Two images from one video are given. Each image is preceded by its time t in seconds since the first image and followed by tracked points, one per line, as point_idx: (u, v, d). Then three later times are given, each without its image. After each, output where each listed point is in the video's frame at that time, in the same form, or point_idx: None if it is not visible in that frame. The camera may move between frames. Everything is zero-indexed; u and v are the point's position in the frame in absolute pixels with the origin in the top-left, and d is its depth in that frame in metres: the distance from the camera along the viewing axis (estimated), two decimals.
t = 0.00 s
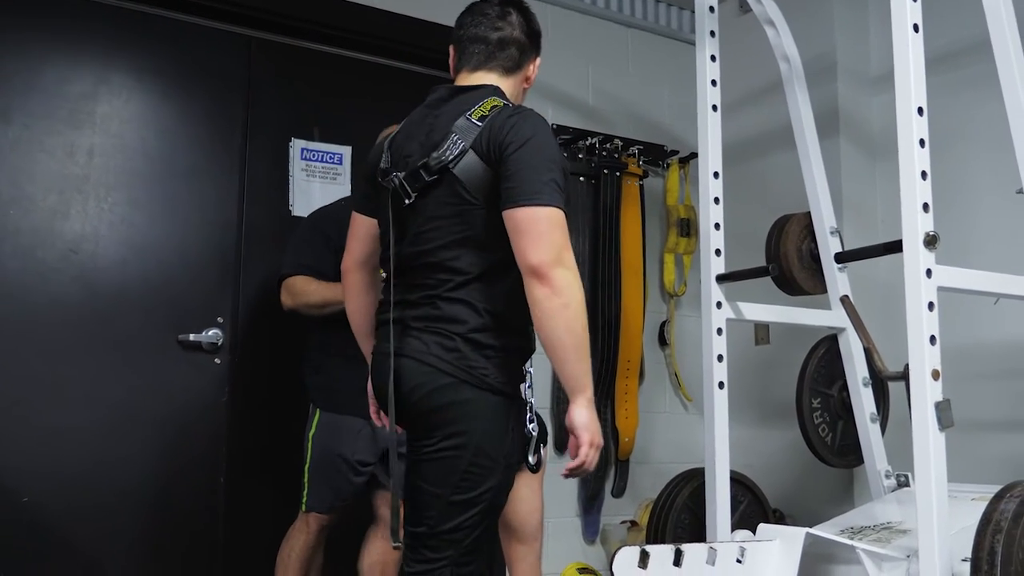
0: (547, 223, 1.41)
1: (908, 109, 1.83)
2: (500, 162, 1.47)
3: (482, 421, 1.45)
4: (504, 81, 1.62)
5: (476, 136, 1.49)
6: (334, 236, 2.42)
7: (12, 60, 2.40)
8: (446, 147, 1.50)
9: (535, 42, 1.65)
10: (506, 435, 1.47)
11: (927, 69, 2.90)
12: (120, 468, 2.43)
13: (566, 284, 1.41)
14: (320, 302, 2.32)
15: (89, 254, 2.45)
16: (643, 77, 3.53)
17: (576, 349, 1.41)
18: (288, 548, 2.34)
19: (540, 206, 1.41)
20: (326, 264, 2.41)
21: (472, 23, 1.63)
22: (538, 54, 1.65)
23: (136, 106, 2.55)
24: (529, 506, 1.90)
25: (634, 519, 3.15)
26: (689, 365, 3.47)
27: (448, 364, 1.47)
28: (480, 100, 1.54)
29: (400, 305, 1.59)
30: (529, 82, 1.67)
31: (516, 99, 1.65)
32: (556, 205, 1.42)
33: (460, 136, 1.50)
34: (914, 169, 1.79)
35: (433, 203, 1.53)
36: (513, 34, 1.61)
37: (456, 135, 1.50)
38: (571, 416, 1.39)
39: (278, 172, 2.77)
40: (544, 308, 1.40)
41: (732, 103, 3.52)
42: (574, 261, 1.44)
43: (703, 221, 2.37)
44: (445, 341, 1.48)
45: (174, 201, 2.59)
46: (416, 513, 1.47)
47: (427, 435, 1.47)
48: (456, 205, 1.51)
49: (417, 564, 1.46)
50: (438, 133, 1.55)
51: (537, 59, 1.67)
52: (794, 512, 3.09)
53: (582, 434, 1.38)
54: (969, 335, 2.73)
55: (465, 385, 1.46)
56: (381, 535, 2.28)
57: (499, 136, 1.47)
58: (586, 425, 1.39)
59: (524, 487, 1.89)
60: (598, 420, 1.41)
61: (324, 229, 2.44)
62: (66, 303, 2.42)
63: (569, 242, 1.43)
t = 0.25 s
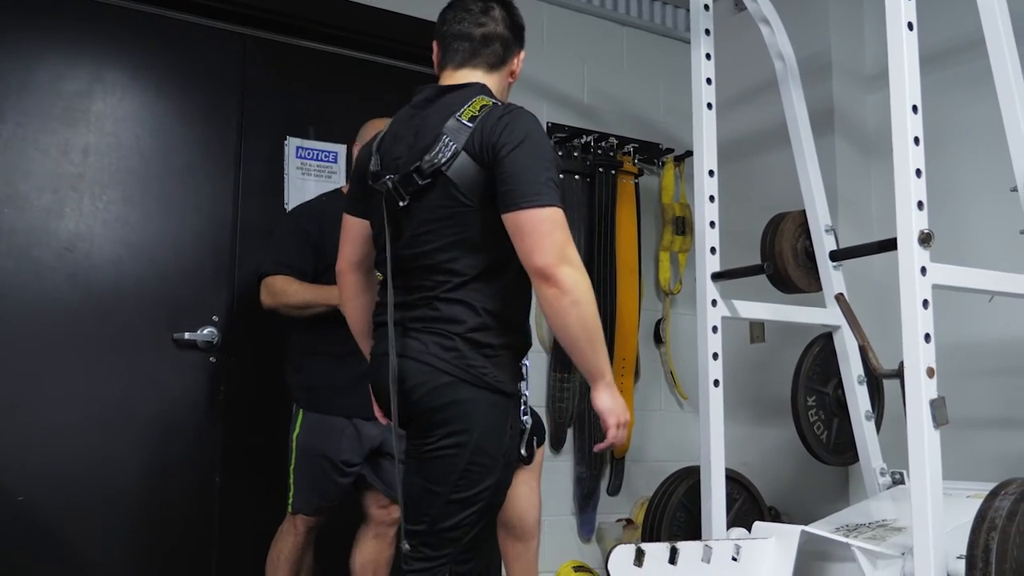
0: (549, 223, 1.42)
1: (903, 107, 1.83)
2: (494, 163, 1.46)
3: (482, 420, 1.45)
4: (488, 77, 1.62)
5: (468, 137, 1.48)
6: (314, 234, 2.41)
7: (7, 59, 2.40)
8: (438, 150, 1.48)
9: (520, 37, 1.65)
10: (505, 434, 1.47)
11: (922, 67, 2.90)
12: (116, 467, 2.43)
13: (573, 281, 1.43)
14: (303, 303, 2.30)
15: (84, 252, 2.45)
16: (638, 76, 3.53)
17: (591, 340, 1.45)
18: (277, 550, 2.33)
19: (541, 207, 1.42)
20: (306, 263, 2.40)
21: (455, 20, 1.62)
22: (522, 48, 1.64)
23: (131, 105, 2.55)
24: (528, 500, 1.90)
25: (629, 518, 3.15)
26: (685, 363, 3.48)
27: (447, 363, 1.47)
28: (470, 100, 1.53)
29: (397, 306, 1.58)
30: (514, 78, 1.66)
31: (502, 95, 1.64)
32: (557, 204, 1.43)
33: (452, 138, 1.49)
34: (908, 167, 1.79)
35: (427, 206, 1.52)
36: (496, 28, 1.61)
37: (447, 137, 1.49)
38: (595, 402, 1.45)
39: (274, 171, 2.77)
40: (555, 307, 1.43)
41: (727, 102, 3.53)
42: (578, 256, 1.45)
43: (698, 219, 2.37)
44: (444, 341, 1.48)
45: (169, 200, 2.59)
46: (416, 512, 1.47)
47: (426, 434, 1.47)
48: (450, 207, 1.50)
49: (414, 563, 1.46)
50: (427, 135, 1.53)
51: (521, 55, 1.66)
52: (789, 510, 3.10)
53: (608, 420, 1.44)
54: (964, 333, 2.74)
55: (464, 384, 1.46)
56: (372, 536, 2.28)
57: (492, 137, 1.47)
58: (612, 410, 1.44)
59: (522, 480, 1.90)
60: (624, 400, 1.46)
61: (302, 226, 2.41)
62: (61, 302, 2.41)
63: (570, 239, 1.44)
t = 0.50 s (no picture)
0: (548, 223, 1.42)
1: (900, 106, 1.83)
2: (493, 164, 1.47)
3: (480, 420, 1.45)
4: (479, 78, 1.62)
5: (466, 139, 1.49)
6: (292, 232, 2.40)
7: (5, 59, 2.40)
8: (437, 152, 1.49)
9: (507, 32, 1.64)
10: (502, 433, 1.48)
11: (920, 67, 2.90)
12: (114, 468, 2.43)
13: (570, 281, 1.44)
14: (278, 301, 2.30)
15: (81, 252, 2.45)
16: (636, 76, 3.54)
17: (584, 342, 1.45)
18: (266, 552, 2.32)
19: (540, 207, 1.42)
20: (285, 261, 2.39)
21: (442, 20, 1.62)
22: (511, 43, 1.63)
23: (129, 105, 2.55)
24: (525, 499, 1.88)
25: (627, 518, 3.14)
26: (683, 364, 3.48)
27: (444, 363, 1.47)
28: (467, 100, 1.53)
29: (393, 307, 1.58)
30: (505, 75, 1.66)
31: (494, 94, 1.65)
32: (555, 203, 1.44)
33: (449, 139, 1.49)
34: (905, 166, 1.79)
35: (425, 208, 1.52)
36: (483, 26, 1.60)
37: (445, 138, 1.49)
38: (587, 404, 1.46)
39: (271, 171, 2.77)
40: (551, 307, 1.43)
41: (725, 102, 3.53)
42: (574, 256, 1.45)
43: (696, 218, 2.37)
44: (441, 342, 1.49)
45: (167, 201, 2.59)
46: (414, 513, 1.46)
47: (423, 435, 1.47)
48: (448, 208, 1.50)
49: (412, 563, 1.45)
50: (424, 137, 1.53)
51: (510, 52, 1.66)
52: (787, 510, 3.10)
53: (599, 422, 1.45)
54: (961, 332, 2.74)
55: (461, 384, 1.46)
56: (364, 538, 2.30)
57: (490, 138, 1.47)
58: (603, 412, 1.45)
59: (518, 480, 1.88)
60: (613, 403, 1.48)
61: (278, 223, 2.40)
62: (59, 302, 2.41)
63: (568, 240, 1.45)
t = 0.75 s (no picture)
0: (537, 225, 1.42)
1: (897, 107, 1.83)
2: (485, 166, 1.47)
3: (472, 421, 1.45)
4: (477, 82, 1.62)
5: (459, 141, 1.49)
6: (271, 230, 2.37)
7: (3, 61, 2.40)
8: (430, 154, 1.50)
9: (506, 35, 1.65)
10: (494, 434, 1.48)
11: (917, 68, 2.91)
12: (111, 470, 2.43)
13: (557, 285, 1.42)
14: (260, 303, 2.26)
15: (79, 255, 2.45)
16: (634, 78, 3.54)
17: (568, 349, 1.43)
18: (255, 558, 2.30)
19: (529, 209, 1.42)
20: (266, 260, 2.36)
21: (440, 23, 1.62)
22: (509, 47, 1.64)
23: (126, 107, 2.55)
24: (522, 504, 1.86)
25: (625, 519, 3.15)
26: (681, 365, 3.48)
27: (434, 365, 1.47)
28: (462, 104, 1.54)
29: (385, 309, 1.58)
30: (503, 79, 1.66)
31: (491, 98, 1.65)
32: (545, 207, 1.43)
33: (443, 141, 1.50)
34: (903, 167, 1.79)
35: (418, 209, 1.53)
36: (482, 30, 1.60)
37: (438, 140, 1.50)
38: (569, 413, 1.42)
39: (269, 173, 2.77)
40: (537, 310, 1.41)
41: (723, 104, 3.54)
42: (563, 262, 1.45)
43: (694, 220, 2.37)
44: (432, 343, 1.49)
45: (165, 203, 2.59)
46: (408, 515, 1.46)
47: (414, 436, 1.47)
48: (440, 210, 1.50)
49: (408, 564, 1.46)
50: (419, 139, 1.54)
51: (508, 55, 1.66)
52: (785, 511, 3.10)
53: (580, 432, 1.41)
54: (958, 333, 2.74)
55: (453, 386, 1.46)
56: (355, 539, 2.34)
57: (482, 140, 1.47)
58: (585, 422, 1.42)
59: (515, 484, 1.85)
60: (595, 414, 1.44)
61: (261, 222, 2.37)
62: (56, 304, 2.41)
63: (558, 245, 1.44)
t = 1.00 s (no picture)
0: (530, 228, 1.41)
1: (897, 110, 1.83)
2: (478, 169, 1.47)
3: (466, 424, 1.45)
4: (474, 87, 1.62)
5: (453, 143, 1.49)
6: (265, 231, 2.37)
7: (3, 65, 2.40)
8: (424, 156, 1.50)
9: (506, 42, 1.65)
10: (488, 437, 1.47)
11: (917, 71, 2.91)
12: (111, 473, 2.43)
13: (550, 287, 1.42)
14: (254, 302, 2.26)
15: (79, 258, 2.45)
16: (634, 81, 3.54)
17: (564, 351, 1.42)
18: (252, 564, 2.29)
19: (521, 212, 1.41)
20: (259, 260, 2.36)
21: (439, 28, 1.62)
22: (508, 53, 1.63)
23: (127, 111, 2.56)
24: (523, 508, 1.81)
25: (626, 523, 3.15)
26: (681, 368, 3.48)
27: (426, 368, 1.47)
28: (458, 107, 1.54)
29: (379, 312, 1.59)
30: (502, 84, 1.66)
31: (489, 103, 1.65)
32: (537, 209, 1.43)
33: (437, 143, 1.50)
34: (903, 170, 1.79)
35: (411, 211, 1.53)
36: (480, 36, 1.60)
37: (432, 143, 1.50)
38: (565, 415, 1.42)
39: (269, 177, 2.77)
40: (531, 312, 1.41)
41: (723, 106, 3.54)
42: (556, 263, 1.44)
43: (694, 223, 2.37)
44: (424, 346, 1.49)
45: (165, 206, 2.59)
46: (404, 518, 1.46)
47: (407, 440, 1.47)
48: (433, 212, 1.51)
49: (407, 568, 1.46)
50: (413, 142, 1.55)
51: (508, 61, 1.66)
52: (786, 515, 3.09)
53: (576, 434, 1.41)
54: (959, 336, 2.74)
55: (446, 389, 1.46)
56: (351, 544, 2.23)
57: (474, 142, 1.47)
58: (582, 424, 1.42)
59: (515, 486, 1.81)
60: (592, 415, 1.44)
61: (252, 223, 2.37)
62: (56, 307, 2.41)
63: (551, 246, 1.44)
